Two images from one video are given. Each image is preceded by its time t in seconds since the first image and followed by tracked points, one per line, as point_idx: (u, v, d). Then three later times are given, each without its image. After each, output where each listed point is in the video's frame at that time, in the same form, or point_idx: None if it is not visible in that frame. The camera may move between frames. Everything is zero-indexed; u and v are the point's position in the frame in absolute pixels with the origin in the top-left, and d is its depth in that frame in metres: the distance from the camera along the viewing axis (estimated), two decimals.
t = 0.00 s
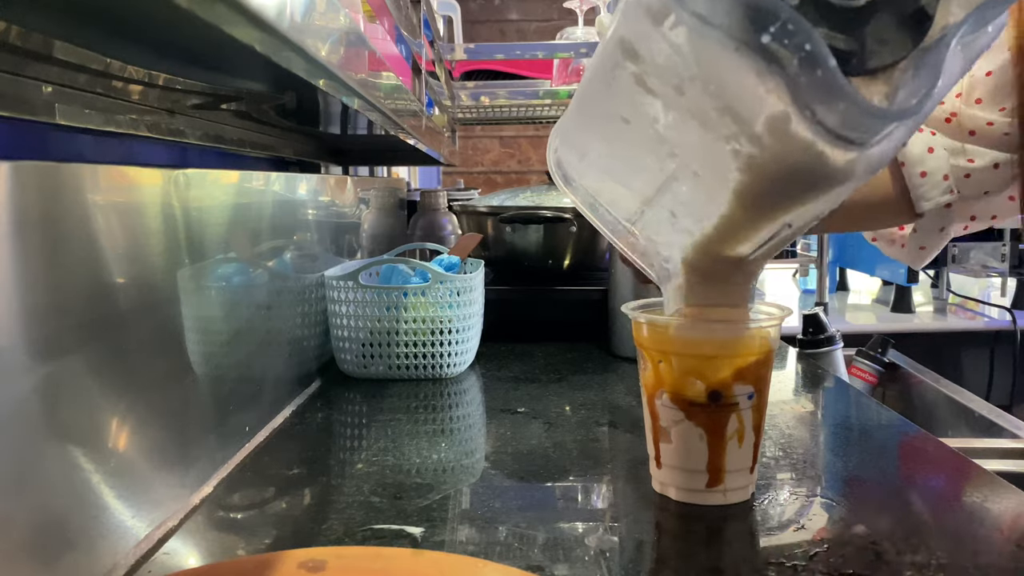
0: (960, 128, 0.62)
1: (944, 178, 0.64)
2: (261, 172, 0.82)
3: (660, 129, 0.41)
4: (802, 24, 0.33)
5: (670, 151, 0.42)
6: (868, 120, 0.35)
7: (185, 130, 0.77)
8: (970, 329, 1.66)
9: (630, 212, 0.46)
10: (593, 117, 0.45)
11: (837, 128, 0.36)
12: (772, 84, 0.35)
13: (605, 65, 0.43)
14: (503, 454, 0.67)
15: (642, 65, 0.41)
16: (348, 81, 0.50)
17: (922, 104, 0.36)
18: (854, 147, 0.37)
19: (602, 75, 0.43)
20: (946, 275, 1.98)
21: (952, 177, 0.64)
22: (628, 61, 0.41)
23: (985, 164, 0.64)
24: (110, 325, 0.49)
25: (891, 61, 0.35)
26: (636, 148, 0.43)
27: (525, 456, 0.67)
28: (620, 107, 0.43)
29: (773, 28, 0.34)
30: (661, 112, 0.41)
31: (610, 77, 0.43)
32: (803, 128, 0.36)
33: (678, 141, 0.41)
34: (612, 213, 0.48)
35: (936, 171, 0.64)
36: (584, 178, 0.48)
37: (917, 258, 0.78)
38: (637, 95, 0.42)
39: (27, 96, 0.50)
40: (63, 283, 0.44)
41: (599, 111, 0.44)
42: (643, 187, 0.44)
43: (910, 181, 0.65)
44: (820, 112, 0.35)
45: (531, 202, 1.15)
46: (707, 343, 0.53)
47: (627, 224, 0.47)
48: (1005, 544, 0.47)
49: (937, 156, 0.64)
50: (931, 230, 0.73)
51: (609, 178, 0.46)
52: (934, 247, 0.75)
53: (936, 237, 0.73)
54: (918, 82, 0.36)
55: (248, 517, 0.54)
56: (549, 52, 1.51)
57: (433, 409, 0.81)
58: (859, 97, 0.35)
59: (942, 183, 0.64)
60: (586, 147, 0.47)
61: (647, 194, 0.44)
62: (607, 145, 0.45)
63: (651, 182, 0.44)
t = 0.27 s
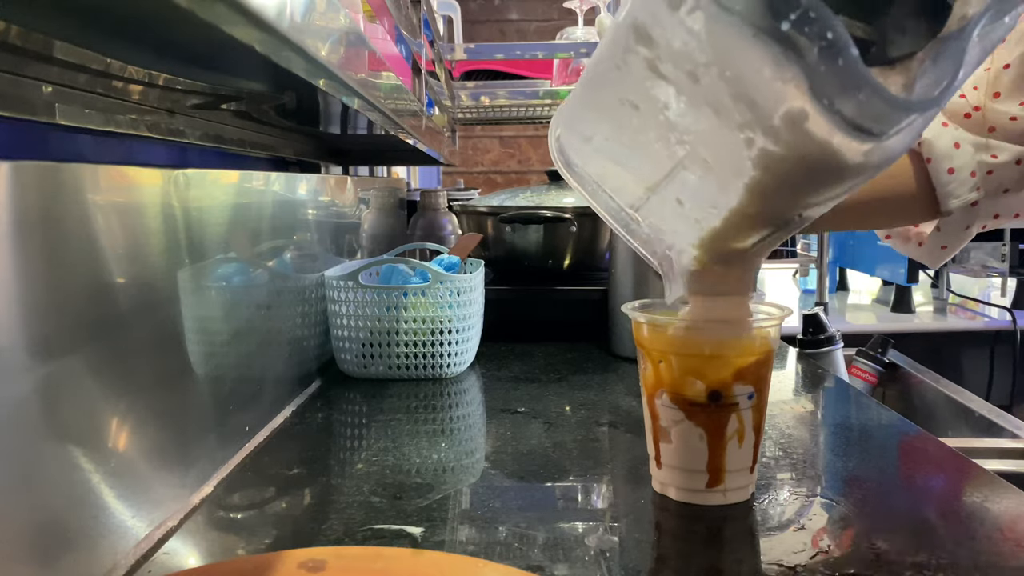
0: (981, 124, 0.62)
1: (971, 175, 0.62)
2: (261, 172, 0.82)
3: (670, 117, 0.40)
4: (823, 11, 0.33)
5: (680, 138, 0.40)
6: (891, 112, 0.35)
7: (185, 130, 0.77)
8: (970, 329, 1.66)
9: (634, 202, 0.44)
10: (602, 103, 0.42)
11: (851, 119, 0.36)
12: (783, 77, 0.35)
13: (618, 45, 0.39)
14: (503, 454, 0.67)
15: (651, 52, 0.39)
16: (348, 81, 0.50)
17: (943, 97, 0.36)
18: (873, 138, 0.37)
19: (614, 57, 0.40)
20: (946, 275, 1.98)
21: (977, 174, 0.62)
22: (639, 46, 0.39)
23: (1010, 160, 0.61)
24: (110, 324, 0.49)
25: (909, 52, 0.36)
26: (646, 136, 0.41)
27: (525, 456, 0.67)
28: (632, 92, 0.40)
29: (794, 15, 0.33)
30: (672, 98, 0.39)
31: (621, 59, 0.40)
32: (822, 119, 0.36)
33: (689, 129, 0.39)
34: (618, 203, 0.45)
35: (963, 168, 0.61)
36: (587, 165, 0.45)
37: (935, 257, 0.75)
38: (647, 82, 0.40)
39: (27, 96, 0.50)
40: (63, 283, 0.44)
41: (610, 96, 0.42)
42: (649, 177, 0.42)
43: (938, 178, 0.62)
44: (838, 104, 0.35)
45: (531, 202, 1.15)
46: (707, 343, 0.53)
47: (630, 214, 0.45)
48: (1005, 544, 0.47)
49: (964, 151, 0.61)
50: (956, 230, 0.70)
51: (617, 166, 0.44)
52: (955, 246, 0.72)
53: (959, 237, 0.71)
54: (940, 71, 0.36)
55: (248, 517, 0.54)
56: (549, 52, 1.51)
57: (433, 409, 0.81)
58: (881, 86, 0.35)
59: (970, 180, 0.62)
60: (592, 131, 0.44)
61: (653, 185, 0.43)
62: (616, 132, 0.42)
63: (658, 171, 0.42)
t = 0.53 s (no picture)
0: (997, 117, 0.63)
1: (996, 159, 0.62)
2: (261, 172, 0.82)
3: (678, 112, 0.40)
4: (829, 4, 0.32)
5: (689, 132, 0.40)
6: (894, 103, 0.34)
7: (184, 130, 0.77)
8: (970, 329, 1.66)
9: (646, 197, 0.45)
10: (617, 102, 0.44)
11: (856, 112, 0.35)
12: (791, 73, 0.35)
13: (629, 46, 0.42)
14: (503, 454, 0.67)
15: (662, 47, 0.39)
16: (348, 81, 0.50)
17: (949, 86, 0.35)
18: (878, 129, 0.36)
19: (626, 56, 0.42)
20: (947, 275, 1.98)
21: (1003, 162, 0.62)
22: (648, 43, 0.40)
23: None
24: (110, 324, 0.49)
25: (913, 43, 0.35)
26: (657, 131, 0.42)
27: (525, 456, 0.67)
28: (641, 88, 0.42)
29: (800, 7, 0.33)
30: (681, 92, 0.40)
31: (632, 59, 0.42)
32: (828, 112, 0.35)
33: (699, 123, 0.40)
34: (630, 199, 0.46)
35: (989, 154, 0.61)
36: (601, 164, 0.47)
37: (954, 250, 0.74)
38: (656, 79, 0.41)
39: (27, 96, 0.50)
40: (63, 284, 0.44)
41: (624, 94, 0.43)
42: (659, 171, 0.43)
43: (963, 164, 0.62)
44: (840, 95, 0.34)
45: (531, 201, 1.15)
46: (707, 343, 0.53)
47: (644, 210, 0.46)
48: (1006, 544, 0.47)
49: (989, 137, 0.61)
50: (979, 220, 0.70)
51: (629, 162, 0.45)
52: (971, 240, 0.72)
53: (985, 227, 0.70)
54: (943, 61, 0.35)
55: (248, 517, 0.54)
56: (549, 52, 1.51)
57: (433, 409, 0.81)
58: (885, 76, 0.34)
59: (995, 166, 0.62)
60: (605, 128, 0.46)
61: (665, 179, 0.43)
62: (628, 129, 0.44)
63: (668, 165, 0.42)
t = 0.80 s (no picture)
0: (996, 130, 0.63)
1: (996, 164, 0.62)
2: (261, 172, 0.82)
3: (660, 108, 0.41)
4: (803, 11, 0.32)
5: (671, 130, 0.41)
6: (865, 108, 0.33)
7: (184, 130, 0.77)
8: (969, 329, 1.66)
9: (631, 190, 0.45)
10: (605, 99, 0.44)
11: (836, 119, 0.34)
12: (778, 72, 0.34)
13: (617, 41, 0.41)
14: (503, 454, 0.67)
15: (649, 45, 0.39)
16: (348, 81, 0.50)
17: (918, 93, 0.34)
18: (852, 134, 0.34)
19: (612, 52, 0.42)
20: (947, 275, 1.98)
21: (1003, 168, 0.62)
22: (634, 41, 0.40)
23: None
24: (110, 324, 0.49)
25: (887, 51, 0.34)
26: (641, 128, 0.43)
27: (525, 456, 0.67)
28: (626, 85, 0.42)
29: (776, 14, 0.32)
30: (663, 91, 0.40)
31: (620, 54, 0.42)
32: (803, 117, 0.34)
33: (678, 121, 0.40)
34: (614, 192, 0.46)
35: (989, 160, 0.61)
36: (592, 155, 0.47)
37: (959, 256, 0.73)
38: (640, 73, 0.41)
39: (27, 96, 0.50)
40: (63, 284, 0.44)
41: (609, 90, 0.44)
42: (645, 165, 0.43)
43: (962, 171, 0.62)
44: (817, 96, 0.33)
45: (531, 202, 1.15)
46: (707, 343, 0.53)
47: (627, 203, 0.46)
48: (1006, 544, 0.47)
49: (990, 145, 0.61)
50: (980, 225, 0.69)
51: (616, 156, 0.45)
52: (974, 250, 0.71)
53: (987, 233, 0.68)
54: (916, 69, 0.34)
55: (248, 517, 0.54)
56: (549, 52, 1.51)
57: (433, 409, 0.81)
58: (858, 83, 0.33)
59: (994, 173, 0.62)
60: (593, 121, 0.46)
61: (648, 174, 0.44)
62: (614, 124, 0.44)
63: (652, 161, 0.43)
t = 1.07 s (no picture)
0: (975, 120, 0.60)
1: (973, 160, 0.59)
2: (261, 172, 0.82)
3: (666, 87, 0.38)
4: None
5: (679, 110, 0.37)
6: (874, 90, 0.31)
7: (184, 130, 0.77)
8: (969, 329, 1.66)
9: (634, 176, 0.41)
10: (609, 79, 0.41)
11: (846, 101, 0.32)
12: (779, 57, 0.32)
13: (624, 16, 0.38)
14: (503, 454, 0.67)
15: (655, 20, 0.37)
16: (348, 81, 0.50)
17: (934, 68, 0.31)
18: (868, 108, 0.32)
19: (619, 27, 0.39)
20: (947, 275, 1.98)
21: (981, 164, 0.59)
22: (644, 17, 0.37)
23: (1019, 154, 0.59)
24: (109, 324, 0.49)
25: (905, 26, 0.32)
26: (646, 109, 0.39)
27: (525, 456, 0.67)
28: (631, 63, 0.39)
29: None
30: (671, 68, 0.37)
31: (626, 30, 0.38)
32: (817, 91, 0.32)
33: (688, 100, 0.37)
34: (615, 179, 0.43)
35: (966, 156, 0.59)
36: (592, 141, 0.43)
37: (940, 252, 0.68)
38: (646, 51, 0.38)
39: (27, 95, 0.50)
40: (62, 284, 0.44)
41: (614, 70, 0.40)
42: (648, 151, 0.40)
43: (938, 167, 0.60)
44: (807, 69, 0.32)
45: (531, 202, 1.15)
46: (707, 343, 0.53)
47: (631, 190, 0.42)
48: (1005, 544, 0.47)
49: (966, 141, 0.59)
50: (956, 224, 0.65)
51: (617, 140, 0.42)
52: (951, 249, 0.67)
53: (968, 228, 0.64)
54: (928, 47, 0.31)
55: (248, 517, 0.54)
56: (549, 52, 1.51)
57: (433, 409, 0.81)
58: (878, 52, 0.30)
59: (971, 169, 0.59)
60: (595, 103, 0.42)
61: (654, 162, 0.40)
62: (618, 104, 0.41)
63: (657, 144, 0.39)
